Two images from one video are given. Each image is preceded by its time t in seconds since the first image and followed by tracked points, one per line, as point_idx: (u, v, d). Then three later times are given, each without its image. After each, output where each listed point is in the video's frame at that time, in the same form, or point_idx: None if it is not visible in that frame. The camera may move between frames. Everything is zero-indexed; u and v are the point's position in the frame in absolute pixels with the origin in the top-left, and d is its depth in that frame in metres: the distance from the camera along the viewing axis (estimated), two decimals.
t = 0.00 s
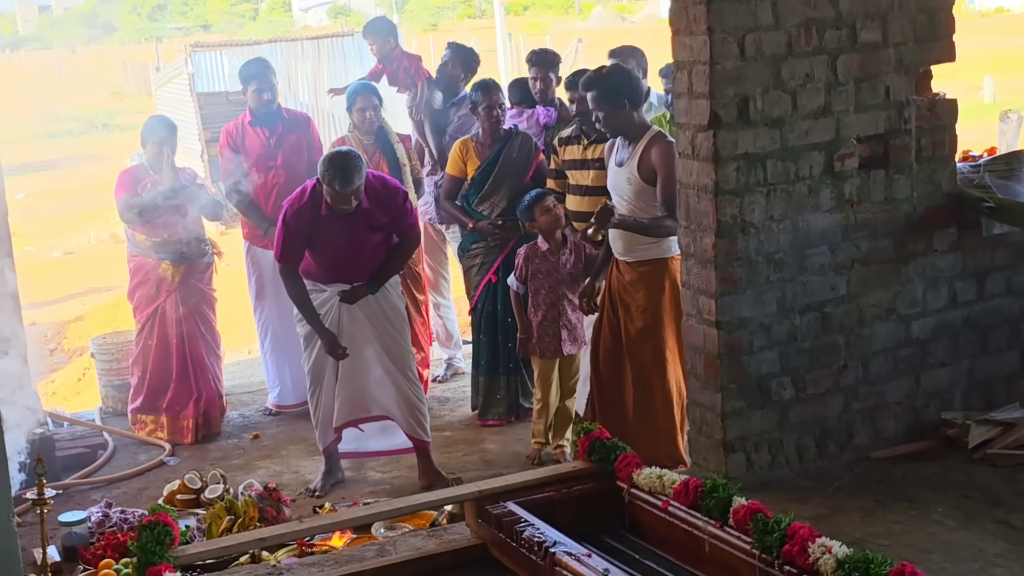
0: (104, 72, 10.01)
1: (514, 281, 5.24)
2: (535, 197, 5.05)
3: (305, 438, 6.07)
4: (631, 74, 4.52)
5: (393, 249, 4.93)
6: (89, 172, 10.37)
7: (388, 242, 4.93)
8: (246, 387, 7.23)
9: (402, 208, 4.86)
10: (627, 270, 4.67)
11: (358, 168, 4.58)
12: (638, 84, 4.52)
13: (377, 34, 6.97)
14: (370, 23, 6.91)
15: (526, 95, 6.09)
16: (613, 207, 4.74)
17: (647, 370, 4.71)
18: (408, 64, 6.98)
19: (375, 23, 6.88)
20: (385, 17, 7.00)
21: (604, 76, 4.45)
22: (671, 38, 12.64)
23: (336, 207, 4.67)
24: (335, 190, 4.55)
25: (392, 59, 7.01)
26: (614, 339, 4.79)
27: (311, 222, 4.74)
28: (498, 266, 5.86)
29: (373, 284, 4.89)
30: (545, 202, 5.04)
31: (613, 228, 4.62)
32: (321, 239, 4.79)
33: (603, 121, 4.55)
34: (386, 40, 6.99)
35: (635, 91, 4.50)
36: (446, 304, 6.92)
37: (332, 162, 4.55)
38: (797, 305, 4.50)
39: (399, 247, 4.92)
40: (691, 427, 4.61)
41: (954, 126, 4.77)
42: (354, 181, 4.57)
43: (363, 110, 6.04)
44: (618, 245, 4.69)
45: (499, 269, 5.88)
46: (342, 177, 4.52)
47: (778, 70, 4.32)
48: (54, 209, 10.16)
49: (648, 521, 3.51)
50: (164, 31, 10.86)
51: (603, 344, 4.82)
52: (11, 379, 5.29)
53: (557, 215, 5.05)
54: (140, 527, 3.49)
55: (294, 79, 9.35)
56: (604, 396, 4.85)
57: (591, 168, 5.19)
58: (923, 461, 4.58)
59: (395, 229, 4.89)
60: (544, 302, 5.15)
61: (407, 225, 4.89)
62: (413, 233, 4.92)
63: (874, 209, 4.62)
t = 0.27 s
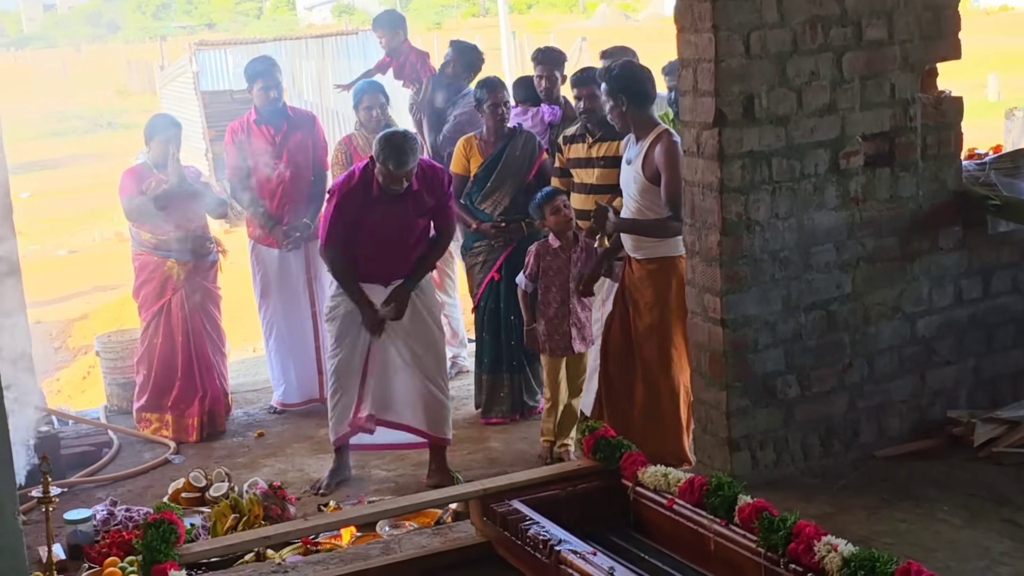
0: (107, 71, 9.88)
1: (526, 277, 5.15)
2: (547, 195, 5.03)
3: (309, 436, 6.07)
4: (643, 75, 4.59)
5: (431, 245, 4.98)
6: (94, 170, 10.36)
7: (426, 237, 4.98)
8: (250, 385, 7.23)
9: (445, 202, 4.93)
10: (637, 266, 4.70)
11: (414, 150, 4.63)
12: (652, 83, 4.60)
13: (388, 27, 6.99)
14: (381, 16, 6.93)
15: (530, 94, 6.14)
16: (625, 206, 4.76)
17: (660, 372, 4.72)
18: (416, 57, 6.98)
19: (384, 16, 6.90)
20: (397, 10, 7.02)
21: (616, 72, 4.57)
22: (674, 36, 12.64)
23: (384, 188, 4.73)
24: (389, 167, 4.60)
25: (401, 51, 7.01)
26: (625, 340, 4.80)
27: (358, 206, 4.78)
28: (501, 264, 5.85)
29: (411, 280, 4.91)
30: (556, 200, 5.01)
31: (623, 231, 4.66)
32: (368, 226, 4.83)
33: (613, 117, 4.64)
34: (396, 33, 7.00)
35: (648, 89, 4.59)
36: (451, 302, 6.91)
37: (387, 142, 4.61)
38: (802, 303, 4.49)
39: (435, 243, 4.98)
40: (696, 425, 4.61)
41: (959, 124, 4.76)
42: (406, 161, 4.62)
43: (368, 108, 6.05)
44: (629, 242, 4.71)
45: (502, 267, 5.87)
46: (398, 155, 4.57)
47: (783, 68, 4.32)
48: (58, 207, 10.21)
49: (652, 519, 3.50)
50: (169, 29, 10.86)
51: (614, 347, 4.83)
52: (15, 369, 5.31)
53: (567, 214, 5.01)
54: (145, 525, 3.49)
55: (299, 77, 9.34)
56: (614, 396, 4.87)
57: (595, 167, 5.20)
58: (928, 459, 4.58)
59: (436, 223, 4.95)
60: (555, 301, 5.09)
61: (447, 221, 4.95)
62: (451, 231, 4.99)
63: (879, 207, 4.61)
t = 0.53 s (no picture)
0: (111, 72, 9.90)
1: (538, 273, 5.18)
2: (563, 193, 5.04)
3: (314, 437, 6.07)
4: (652, 70, 4.47)
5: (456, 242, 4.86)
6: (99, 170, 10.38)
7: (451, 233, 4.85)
8: (255, 386, 7.23)
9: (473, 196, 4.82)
10: (642, 266, 4.68)
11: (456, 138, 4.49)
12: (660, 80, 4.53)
13: (406, 24, 6.96)
14: (399, 12, 6.90)
15: (534, 95, 6.09)
16: (631, 204, 4.66)
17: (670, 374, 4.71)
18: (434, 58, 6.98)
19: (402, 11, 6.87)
20: (417, 6, 6.98)
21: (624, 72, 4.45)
22: (678, 37, 12.64)
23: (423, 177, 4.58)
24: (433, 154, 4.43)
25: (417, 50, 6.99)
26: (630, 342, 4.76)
27: (395, 198, 4.60)
28: (505, 264, 5.85)
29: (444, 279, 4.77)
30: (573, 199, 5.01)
31: (627, 231, 4.60)
32: (402, 218, 4.65)
33: (622, 118, 4.57)
34: (412, 29, 6.97)
35: (657, 87, 4.49)
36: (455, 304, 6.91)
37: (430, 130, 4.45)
38: (807, 304, 4.49)
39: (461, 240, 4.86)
40: (701, 426, 4.60)
41: (964, 125, 4.76)
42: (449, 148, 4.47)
43: (377, 108, 6.07)
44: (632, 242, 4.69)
45: (506, 267, 5.87)
46: (444, 141, 4.41)
47: (789, 69, 4.32)
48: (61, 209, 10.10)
49: (657, 520, 3.50)
50: (174, 30, 10.86)
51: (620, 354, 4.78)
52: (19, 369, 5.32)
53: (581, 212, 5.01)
54: (150, 525, 3.49)
55: (304, 78, 9.33)
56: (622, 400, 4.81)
57: (600, 168, 5.21)
58: (933, 460, 4.57)
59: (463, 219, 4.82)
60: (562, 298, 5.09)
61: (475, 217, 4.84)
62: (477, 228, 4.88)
63: (885, 208, 4.61)
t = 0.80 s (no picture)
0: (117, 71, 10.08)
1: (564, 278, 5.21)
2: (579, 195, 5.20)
3: (317, 438, 6.07)
4: (648, 72, 4.43)
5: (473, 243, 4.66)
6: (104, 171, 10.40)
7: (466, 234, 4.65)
8: (259, 387, 7.23)
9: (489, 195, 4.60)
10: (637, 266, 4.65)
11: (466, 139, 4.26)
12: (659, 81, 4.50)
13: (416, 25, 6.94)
14: (407, 13, 6.88)
15: (537, 97, 6.05)
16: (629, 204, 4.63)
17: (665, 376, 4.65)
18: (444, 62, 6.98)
19: (411, 12, 6.85)
20: (426, 7, 6.95)
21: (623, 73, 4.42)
22: (683, 38, 12.65)
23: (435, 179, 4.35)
24: (442, 156, 4.21)
25: (427, 52, 6.99)
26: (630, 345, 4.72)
27: (406, 200, 4.38)
28: (508, 265, 5.84)
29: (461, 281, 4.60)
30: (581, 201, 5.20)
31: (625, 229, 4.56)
32: (416, 221, 4.44)
33: (622, 119, 4.52)
34: (421, 31, 6.95)
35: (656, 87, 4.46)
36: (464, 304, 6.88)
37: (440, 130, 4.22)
38: (812, 307, 4.49)
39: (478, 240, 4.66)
40: (705, 429, 4.60)
41: (970, 127, 4.75)
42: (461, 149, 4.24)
43: (383, 110, 6.07)
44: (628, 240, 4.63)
45: (510, 268, 5.85)
46: (454, 144, 4.19)
47: (794, 71, 4.31)
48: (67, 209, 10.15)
49: (661, 522, 3.50)
50: (178, 31, 10.88)
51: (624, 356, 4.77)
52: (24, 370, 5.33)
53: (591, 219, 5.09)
54: (154, 526, 3.49)
55: (308, 80, 9.38)
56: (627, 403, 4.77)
57: (605, 170, 5.21)
58: (938, 463, 4.57)
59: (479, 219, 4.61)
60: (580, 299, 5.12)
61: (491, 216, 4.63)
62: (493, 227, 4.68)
63: (889, 210, 4.60)
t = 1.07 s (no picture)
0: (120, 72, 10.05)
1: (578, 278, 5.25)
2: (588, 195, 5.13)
3: (320, 439, 6.06)
4: (649, 70, 4.47)
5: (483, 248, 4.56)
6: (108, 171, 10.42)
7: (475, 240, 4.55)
8: (262, 388, 7.22)
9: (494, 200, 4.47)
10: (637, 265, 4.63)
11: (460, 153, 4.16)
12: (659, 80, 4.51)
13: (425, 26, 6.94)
14: (417, 13, 6.87)
15: (541, 97, 6.08)
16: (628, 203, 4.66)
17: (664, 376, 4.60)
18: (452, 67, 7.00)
19: (420, 13, 6.84)
20: (435, 7, 6.94)
21: (622, 72, 4.43)
22: (688, 38, 12.65)
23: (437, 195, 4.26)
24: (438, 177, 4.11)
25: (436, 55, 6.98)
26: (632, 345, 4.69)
27: (408, 215, 4.29)
28: (513, 265, 5.83)
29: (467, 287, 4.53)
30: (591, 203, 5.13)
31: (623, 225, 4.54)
32: (421, 234, 4.36)
33: (621, 118, 4.55)
34: (432, 31, 6.93)
35: (655, 86, 4.47)
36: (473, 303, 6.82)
37: (435, 149, 4.12)
38: (816, 309, 4.47)
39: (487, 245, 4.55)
40: (709, 431, 4.58)
41: (976, 129, 4.73)
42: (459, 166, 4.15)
43: (389, 110, 6.06)
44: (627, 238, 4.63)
45: (514, 268, 5.85)
46: (448, 165, 4.09)
47: (799, 72, 4.30)
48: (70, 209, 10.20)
49: (665, 525, 3.48)
50: (181, 31, 10.87)
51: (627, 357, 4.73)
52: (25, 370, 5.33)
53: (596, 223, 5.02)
54: (156, 527, 3.48)
55: (311, 80, 9.36)
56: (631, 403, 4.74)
57: (610, 171, 5.19)
58: (943, 466, 4.55)
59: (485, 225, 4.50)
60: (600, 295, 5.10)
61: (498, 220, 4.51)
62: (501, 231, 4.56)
63: (895, 212, 4.59)
